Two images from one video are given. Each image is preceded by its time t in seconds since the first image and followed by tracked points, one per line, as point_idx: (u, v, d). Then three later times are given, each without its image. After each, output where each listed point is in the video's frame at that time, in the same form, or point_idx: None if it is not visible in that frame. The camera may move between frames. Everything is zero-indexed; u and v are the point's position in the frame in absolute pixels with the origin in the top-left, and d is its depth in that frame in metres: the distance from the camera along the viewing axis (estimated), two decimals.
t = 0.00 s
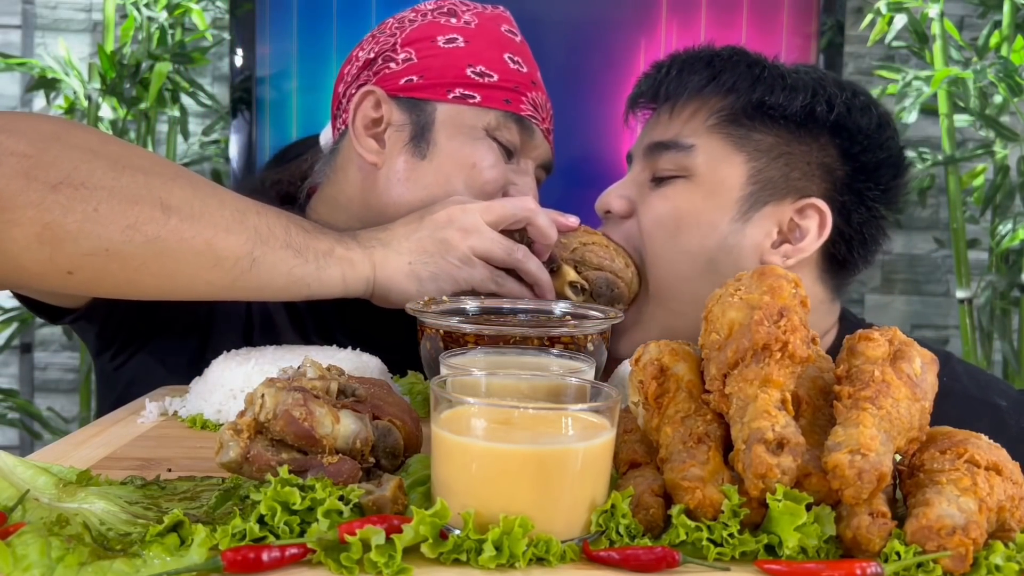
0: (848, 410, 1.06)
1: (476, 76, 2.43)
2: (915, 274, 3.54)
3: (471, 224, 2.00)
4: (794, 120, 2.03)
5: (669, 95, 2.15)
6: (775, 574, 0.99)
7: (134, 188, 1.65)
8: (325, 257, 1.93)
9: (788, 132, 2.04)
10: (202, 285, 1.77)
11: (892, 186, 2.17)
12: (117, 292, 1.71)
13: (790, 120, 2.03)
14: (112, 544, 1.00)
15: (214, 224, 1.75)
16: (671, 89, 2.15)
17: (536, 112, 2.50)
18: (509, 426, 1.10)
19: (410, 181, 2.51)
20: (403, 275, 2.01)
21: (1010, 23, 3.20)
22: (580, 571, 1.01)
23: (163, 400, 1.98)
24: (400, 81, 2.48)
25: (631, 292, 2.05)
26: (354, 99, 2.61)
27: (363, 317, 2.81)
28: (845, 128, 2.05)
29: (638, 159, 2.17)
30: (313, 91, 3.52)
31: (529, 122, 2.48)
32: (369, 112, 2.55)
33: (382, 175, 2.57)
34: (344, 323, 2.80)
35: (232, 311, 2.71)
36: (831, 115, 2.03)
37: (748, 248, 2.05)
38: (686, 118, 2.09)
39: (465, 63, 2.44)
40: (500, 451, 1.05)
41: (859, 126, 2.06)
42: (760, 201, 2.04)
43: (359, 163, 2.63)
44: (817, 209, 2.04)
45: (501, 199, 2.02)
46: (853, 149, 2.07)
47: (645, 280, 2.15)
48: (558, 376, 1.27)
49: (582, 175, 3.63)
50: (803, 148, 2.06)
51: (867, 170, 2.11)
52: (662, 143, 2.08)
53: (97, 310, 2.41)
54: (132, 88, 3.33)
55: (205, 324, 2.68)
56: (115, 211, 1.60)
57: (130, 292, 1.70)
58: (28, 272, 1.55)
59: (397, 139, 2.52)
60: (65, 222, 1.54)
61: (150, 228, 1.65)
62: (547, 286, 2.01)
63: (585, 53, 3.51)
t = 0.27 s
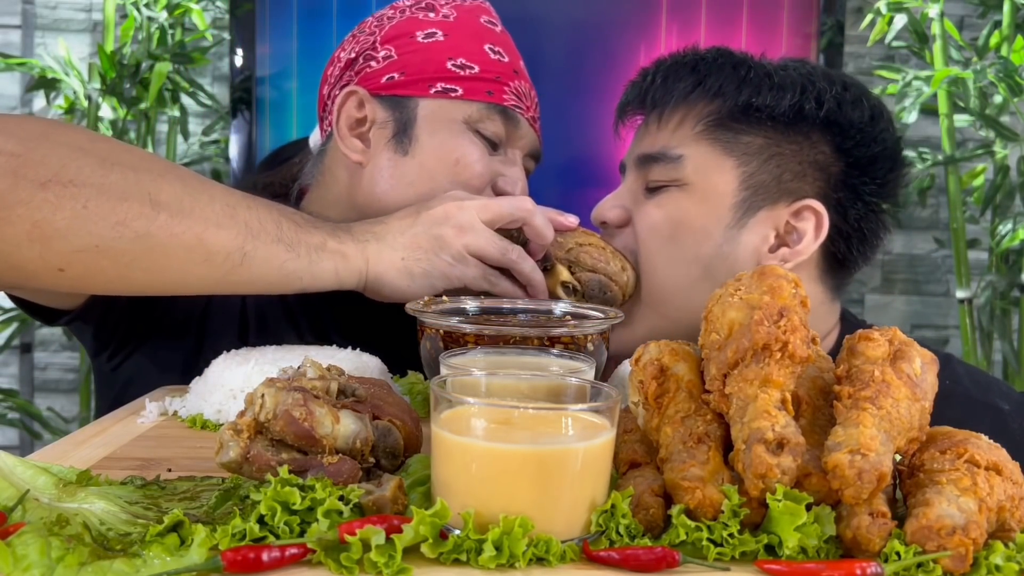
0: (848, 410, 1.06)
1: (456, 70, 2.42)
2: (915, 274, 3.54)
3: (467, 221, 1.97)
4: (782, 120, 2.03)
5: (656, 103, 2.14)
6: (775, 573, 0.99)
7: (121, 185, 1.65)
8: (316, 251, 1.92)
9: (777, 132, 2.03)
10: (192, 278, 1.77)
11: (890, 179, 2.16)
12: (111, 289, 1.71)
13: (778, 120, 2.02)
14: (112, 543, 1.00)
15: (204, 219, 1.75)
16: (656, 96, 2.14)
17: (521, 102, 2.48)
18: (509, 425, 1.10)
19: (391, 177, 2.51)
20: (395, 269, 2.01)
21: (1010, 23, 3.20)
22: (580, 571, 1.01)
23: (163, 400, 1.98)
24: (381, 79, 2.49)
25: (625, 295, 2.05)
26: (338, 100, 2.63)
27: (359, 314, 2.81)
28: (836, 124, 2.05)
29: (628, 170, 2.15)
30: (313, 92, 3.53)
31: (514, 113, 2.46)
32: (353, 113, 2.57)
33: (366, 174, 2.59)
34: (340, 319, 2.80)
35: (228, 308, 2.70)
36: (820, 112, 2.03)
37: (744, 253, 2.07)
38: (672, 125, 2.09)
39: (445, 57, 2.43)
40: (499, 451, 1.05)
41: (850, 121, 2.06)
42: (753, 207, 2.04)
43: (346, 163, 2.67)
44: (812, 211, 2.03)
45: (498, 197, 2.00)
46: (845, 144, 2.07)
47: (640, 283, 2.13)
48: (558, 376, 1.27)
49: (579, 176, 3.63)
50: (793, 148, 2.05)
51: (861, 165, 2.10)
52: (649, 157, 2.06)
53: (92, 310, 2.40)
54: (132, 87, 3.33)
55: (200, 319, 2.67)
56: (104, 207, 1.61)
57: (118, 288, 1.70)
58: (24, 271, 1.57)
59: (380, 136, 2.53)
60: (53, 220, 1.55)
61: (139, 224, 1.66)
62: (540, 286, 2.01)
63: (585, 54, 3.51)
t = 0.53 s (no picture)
0: (848, 410, 1.06)
1: (436, 62, 2.43)
2: (915, 274, 3.54)
3: (468, 217, 1.98)
4: (792, 121, 2.01)
5: (664, 105, 2.11)
6: (775, 573, 0.99)
7: (122, 171, 1.64)
8: (316, 243, 1.90)
9: (787, 133, 2.02)
10: (192, 267, 1.76)
11: (897, 179, 2.16)
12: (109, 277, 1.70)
13: (788, 122, 2.01)
14: (112, 543, 1.00)
15: (204, 207, 1.74)
16: (663, 97, 2.12)
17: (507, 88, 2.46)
18: (509, 425, 1.10)
19: (377, 177, 2.55)
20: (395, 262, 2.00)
21: (1010, 23, 3.20)
22: (580, 571, 1.01)
23: (163, 400, 1.98)
24: (365, 81, 2.50)
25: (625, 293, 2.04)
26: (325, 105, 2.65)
27: (359, 313, 2.81)
28: (845, 124, 2.04)
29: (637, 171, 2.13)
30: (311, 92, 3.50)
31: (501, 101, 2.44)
32: (339, 119, 2.58)
33: (356, 177, 2.62)
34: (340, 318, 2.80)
35: (228, 306, 2.70)
36: (830, 112, 2.02)
37: (755, 256, 2.08)
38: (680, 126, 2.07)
39: (425, 51, 2.45)
40: (499, 451, 1.05)
41: (860, 121, 2.05)
42: (764, 208, 2.04)
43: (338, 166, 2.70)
44: (822, 213, 2.04)
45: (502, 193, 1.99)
46: (855, 144, 2.06)
47: (642, 283, 2.11)
48: (558, 376, 1.27)
49: (581, 176, 3.63)
50: (803, 148, 2.04)
51: (870, 165, 2.10)
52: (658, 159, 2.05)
53: (92, 305, 2.41)
54: (132, 87, 3.33)
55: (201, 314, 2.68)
56: (104, 192, 1.59)
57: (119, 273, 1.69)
58: (23, 254, 1.54)
59: (368, 137, 2.56)
60: (55, 206, 1.53)
61: (140, 210, 1.64)
62: (540, 282, 2.00)
63: (584, 55, 3.51)
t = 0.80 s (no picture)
0: (848, 410, 1.06)
1: (429, 57, 2.43)
2: (915, 274, 3.54)
3: (474, 210, 1.90)
4: (807, 123, 1.99)
5: (677, 106, 2.07)
6: (775, 574, 0.99)
7: (130, 166, 1.60)
8: (323, 237, 1.84)
9: (801, 134, 1.99)
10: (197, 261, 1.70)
11: (906, 181, 2.15)
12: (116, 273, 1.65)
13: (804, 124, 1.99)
14: (112, 543, 1.00)
15: (210, 201, 1.69)
16: (675, 97, 2.09)
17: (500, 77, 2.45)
18: (509, 426, 1.10)
19: (376, 176, 2.55)
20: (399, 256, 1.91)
21: (1010, 23, 3.20)
22: (580, 571, 1.01)
23: (163, 400, 1.98)
24: (360, 82, 2.51)
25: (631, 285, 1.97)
26: (320, 109, 2.67)
27: (359, 313, 2.80)
28: (859, 126, 2.02)
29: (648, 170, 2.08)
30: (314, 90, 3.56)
31: (496, 88, 2.43)
32: (335, 120, 2.60)
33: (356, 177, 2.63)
34: (340, 317, 2.79)
35: (228, 305, 2.70)
36: (844, 114, 1.99)
37: (767, 256, 2.03)
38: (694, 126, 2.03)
39: (417, 47, 2.45)
40: (499, 451, 1.05)
41: (873, 123, 2.03)
42: (778, 209, 1.99)
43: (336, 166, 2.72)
44: (837, 216, 2.00)
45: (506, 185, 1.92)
46: (869, 146, 2.04)
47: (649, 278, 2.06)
48: (558, 376, 1.27)
49: (585, 175, 3.62)
50: (818, 149, 2.01)
51: (883, 167, 2.08)
52: (671, 157, 2.00)
53: (94, 304, 2.40)
54: (132, 88, 3.32)
55: (201, 314, 2.67)
56: (113, 187, 1.55)
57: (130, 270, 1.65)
58: (31, 253, 1.51)
59: (366, 136, 2.57)
60: (65, 200, 1.50)
61: (149, 204, 1.60)
62: (545, 275, 1.93)
63: (585, 54, 3.50)
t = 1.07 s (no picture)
0: (848, 410, 1.06)
1: (416, 50, 2.43)
2: (915, 274, 3.54)
3: (492, 201, 1.84)
4: (825, 121, 1.98)
5: (697, 102, 2.05)
6: (775, 573, 0.99)
7: (155, 158, 1.55)
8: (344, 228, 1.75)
9: (819, 131, 1.99)
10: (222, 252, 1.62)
11: (924, 179, 2.14)
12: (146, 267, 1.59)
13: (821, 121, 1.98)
14: (112, 543, 1.00)
15: (234, 192, 1.62)
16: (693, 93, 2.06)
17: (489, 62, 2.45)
18: (509, 426, 1.10)
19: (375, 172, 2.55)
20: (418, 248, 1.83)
21: (1010, 23, 3.21)
22: (580, 571, 1.01)
23: (163, 400, 1.98)
24: (349, 81, 2.52)
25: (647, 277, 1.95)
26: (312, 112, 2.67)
27: (361, 313, 2.80)
28: (876, 125, 2.01)
29: (669, 161, 2.07)
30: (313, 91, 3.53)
31: (487, 74, 2.43)
32: (328, 121, 2.60)
33: (356, 175, 2.63)
34: (342, 318, 2.79)
35: (235, 303, 2.73)
36: (862, 112, 1.98)
37: (783, 253, 2.03)
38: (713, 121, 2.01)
39: (404, 40, 2.45)
40: (499, 451, 1.05)
41: (890, 122, 2.02)
42: (797, 204, 1.99)
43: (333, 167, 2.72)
44: (854, 215, 2.00)
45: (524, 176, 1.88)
46: (886, 144, 2.03)
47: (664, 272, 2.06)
48: (558, 376, 1.27)
49: (591, 173, 3.60)
50: (835, 146, 2.00)
51: (901, 165, 2.08)
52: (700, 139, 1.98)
53: (105, 305, 2.34)
54: (132, 88, 3.32)
55: (207, 313, 2.69)
56: (139, 179, 1.50)
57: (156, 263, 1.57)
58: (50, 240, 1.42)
59: (361, 134, 2.57)
60: (93, 192, 1.44)
61: (176, 196, 1.54)
62: (562, 266, 1.90)
63: (584, 54, 3.48)
